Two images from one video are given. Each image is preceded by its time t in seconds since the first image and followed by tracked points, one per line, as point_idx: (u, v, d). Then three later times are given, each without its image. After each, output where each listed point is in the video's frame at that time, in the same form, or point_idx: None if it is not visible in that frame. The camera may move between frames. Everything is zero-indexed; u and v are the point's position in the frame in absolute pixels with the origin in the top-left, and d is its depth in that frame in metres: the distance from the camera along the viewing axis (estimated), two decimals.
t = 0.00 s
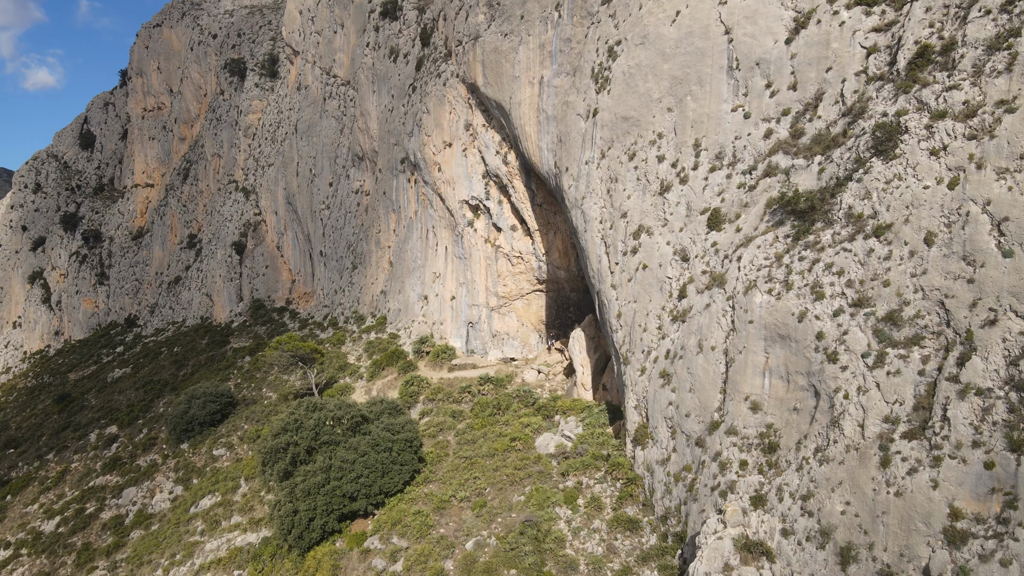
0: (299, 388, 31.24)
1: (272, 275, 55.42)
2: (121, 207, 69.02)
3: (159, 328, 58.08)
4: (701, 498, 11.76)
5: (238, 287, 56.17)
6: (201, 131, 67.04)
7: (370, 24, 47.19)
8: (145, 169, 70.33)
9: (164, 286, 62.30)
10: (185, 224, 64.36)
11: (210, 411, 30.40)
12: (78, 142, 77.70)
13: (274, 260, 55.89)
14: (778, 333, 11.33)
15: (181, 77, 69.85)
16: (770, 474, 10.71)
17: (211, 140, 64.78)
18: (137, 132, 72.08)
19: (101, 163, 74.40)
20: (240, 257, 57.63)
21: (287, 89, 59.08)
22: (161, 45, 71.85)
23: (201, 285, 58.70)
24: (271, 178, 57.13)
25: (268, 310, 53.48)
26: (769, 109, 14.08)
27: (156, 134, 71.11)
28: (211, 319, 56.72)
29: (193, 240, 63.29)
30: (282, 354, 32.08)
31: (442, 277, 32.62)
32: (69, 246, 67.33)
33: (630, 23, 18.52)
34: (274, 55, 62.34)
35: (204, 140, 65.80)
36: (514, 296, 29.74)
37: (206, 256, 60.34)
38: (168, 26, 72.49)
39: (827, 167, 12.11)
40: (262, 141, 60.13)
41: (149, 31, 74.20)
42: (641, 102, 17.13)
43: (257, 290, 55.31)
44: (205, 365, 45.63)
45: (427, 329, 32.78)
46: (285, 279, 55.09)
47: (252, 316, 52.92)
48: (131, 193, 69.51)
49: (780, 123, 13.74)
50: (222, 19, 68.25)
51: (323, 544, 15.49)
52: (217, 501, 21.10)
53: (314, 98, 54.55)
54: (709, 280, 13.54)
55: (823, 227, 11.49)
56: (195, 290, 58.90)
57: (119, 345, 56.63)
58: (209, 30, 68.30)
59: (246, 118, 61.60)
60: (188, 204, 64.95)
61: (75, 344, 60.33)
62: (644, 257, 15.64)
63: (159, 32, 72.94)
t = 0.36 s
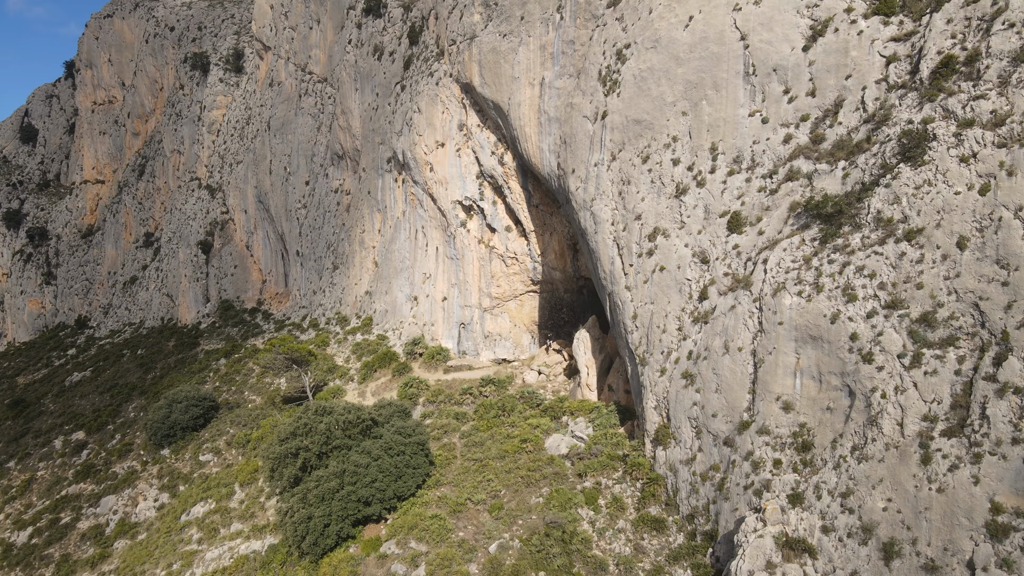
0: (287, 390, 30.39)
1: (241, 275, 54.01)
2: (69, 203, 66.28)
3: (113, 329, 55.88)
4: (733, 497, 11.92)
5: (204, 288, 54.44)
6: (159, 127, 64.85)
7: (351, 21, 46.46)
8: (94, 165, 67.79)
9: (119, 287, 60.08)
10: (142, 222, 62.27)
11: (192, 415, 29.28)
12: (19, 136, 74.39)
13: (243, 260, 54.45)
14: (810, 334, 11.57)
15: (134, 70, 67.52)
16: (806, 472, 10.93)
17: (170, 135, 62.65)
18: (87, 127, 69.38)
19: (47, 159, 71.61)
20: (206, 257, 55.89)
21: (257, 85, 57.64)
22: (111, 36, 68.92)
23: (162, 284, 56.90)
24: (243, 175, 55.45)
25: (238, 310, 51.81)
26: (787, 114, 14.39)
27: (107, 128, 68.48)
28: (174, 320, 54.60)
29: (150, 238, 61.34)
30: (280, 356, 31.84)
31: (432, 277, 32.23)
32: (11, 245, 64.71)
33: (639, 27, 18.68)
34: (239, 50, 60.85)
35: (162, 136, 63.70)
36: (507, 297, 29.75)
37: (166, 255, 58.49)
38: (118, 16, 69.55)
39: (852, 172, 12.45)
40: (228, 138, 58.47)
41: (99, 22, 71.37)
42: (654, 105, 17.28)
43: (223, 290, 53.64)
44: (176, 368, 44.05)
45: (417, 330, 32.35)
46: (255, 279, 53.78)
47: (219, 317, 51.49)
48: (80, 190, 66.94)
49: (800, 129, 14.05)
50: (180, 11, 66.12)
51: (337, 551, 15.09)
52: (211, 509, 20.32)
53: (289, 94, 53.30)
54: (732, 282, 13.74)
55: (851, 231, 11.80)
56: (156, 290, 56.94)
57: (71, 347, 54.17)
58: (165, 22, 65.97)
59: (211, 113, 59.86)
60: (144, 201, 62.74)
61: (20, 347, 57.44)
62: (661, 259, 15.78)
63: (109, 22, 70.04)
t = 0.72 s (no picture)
0: (273, 393, 29.53)
1: (207, 275, 52.56)
2: (13, 199, 63.85)
3: (65, 330, 53.57)
4: (763, 494, 12.14)
5: (169, 288, 52.61)
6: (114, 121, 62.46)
7: (330, 16, 45.60)
8: (41, 160, 65.24)
9: (70, 287, 57.50)
10: (93, 219, 59.70)
11: (174, 419, 28.10)
12: None
13: (211, 259, 53.17)
14: (838, 334, 11.88)
15: (83, 61, 64.75)
16: (838, 469, 11.21)
17: (125, 129, 60.16)
18: (33, 120, 66.52)
19: None
20: (170, 256, 53.88)
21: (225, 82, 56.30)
22: (59, 25, 66.05)
23: (118, 285, 54.58)
24: (212, 172, 53.73)
25: (206, 311, 50.45)
26: (803, 119, 14.75)
27: (54, 121, 65.60)
28: (137, 321, 52.26)
29: (102, 237, 58.83)
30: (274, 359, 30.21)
31: (423, 278, 31.76)
32: None
33: (648, 31, 18.87)
34: (201, 43, 59.02)
35: (116, 130, 61.19)
36: (500, 298, 29.69)
37: (121, 254, 56.21)
38: (66, 5, 66.65)
39: (873, 177, 12.84)
40: (191, 135, 57.12)
41: (46, 11, 68.32)
42: (666, 108, 17.46)
43: (188, 290, 52.15)
44: (144, 371, 42.37)
45: (407, 331, 31.76)
46: (223, 279, 52.64)
47: (185, 318, 49.95)
48: (25, 186, 64.48)
49: (816, 134, 14.42)
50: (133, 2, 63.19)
51: (353, 556, 14.71)
52: (206, 517, 19.54)
53: (264, 90, 51.98)
54: (753, 283, 13.99)
55: (876, 234, 12.17)
56: (113, 290, 54.55)
57: (19, 350, 51.56)
58: (117, 12, 63.30)
59: (172, 108, 58.32)
60: (96, 198, 60.33)
61: None
62: (677, 261, 15.96)
63: (54, 11, 67.10)
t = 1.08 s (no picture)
0: (259, 395, 28.58)
1: (173, 275, 50.68)
2: None
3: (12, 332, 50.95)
4: (791, 489, 12.43)
5: (130, 288, 49.99)
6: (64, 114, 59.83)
7: (309, 10, 44.63)
8: None
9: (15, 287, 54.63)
10: (39, 217, 56.75)
11: (155, 424, 26.69)
12: None
13: (175, 258, 51.35)
14: (863, 333, 12.24)
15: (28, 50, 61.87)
16: (867, 464, 11.56)
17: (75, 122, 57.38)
18: None
19: None
20: (131, 255, 50.99)
21: (191, 76, 54.25)
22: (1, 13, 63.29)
23: (70, 285, 51.78)
24: (177, 167, 51.92)
25: (171, 311, 48.66)
26: (817, 124, 15.15)
27: None
28: (96, 323, 49.67)
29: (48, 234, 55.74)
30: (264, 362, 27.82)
31: (413, 278, 31.25)
32: None
33: (656, 34, 19.09)
34: (160, 34, 56.93)
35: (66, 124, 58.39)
36: (492, 298, 29.59)
37: (71, 254, 53.31)
38: None
39: (891, 181, 13.29)
40: (151, 130, 55.16)
41: None
42: (677, 110, 17.67)
43: (153, 291, 50.03)
44: (110, 373, 40.49)
45: (397, 332, 31.16)
46: (189, 279, 50.99)
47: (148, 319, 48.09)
48: None
49: (831, 138, 14.84)
50: None
51: (372, 560, 14.37)
52: (202, 525, 18.76)
53: (236, 85, 50.42)
54: (773, 283, 14.29)
55: (897, 236, 12.59)
56: (66, 291, 51.78)
57: None
58: None
59: (129, 102, 56.11)
60: (42, 193, 57.33)
61: None
62: (692, 261, 16.18)
63: None
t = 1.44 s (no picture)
0: (245, 398, 27.62)
1: (134, 275, 48.64)
2: None
3: None
4: (818, 485, 12.80)
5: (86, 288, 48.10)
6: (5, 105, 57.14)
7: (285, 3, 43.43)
8: None
9: None
10: None
11: (138, 429, 25.48)
12: None
13: (136, 257, 49.45)
14: (886, 333, 12.69)
15: None
16: (894, 458, 12.00)
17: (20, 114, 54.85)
18: None
19: None
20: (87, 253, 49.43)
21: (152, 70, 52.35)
22: None
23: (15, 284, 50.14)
24: (138, 163, 50.08)
25: (132, 313, 46.71)
26: (830, 129, 15.65)
27: None
28: (49, 326, 47.75)
29: None
30: (262, 365, 25.68)
31: (403, 278, 30.70)
32: None
33: (663, 38, 19.35)
34: (114, 24, 54.83)
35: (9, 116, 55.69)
36: (485, 298, 29.44)
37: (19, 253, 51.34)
38: None
39: (906, 186, 13.84)
40: (105, 123, 53.06)
41: None
42: (688, 114, 17.94)
43: (110, 291, 47.96)
44: (73, 377, 38.53)
45: (387, 333, 30.51)
46: (151, 279, 49.00)
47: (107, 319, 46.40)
48: None
49: (843, 144, 15.36)
50: None
51: (394, 565, 14.08)
52: (200, 534, 18.00)
53: (206, 79, 48.66)
54: (791, 284, 14.69)
55: (915, 239, 13.11)
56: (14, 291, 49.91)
57: None
58: None
59: (81, 93, 53.79)
60: None
61: None
62: (707, 262, 16.46)
63: None
